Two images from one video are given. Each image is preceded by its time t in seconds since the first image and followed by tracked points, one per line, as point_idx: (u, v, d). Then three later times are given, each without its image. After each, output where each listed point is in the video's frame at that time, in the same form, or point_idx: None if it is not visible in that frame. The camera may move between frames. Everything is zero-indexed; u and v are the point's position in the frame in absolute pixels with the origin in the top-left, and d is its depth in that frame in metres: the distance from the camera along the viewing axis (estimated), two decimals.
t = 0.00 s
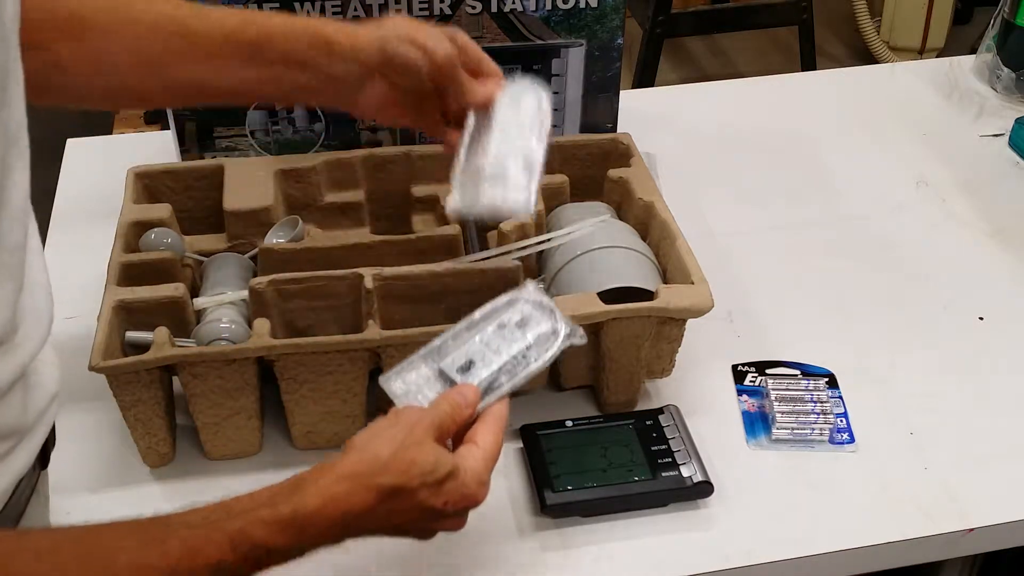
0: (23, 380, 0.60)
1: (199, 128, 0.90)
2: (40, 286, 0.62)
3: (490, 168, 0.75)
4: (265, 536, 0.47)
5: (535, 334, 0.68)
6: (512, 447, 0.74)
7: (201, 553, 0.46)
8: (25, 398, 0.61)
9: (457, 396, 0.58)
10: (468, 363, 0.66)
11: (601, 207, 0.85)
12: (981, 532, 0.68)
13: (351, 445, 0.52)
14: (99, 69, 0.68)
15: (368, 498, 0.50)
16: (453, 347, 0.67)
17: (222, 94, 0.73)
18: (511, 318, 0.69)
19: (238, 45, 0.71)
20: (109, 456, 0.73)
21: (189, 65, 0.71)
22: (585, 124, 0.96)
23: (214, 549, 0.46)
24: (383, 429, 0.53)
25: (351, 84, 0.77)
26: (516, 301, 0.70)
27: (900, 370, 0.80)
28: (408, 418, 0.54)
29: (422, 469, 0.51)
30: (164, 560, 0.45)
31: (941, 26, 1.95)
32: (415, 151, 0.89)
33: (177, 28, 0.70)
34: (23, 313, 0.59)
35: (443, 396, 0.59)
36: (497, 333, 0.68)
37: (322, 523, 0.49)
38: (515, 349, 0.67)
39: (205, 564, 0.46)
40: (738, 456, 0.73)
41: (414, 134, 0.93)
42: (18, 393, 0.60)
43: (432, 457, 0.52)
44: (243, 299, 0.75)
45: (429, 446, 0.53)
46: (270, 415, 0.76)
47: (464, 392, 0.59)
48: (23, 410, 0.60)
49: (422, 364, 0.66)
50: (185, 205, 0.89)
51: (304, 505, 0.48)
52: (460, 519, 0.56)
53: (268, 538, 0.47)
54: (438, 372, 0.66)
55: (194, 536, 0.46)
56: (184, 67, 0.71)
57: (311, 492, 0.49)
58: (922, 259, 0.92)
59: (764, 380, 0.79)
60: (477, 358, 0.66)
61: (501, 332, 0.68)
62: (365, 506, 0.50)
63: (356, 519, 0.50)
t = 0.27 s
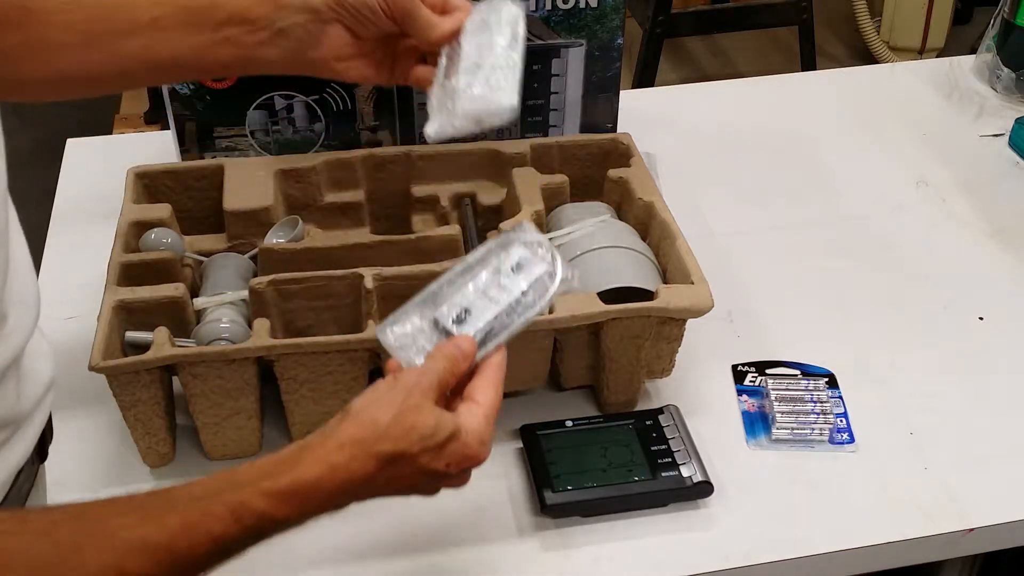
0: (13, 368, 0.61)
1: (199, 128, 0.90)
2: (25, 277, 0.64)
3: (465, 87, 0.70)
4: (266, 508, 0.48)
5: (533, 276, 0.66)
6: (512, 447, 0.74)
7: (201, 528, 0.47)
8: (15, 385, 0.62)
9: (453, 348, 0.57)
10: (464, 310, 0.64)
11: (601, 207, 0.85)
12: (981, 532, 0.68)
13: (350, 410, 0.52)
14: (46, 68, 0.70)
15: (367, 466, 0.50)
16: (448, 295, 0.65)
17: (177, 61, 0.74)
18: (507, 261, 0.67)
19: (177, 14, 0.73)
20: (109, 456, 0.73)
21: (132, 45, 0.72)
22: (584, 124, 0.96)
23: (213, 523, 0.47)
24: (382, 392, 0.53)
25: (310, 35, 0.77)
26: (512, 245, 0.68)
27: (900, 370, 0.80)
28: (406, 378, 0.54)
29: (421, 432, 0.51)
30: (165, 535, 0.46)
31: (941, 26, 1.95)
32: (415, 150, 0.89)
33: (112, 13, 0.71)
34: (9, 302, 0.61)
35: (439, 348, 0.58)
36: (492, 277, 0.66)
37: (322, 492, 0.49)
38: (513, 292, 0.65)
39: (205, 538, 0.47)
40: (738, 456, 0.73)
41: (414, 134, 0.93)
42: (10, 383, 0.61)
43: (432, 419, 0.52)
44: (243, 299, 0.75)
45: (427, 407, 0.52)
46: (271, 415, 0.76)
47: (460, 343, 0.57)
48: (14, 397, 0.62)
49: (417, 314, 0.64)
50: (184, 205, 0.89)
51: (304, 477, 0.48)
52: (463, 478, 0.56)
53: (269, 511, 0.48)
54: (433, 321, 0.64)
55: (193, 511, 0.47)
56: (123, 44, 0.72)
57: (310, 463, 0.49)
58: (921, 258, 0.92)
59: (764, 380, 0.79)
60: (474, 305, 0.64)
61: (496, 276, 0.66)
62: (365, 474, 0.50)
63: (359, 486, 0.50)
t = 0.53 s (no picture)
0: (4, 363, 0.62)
1: (199, 128, 0.90)
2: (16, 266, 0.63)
3: (452, 70, 0.70)
4: (258, 496, 0.48)
5: (523, 253, 0.67)
6: (512, 447, 0.74)
7: (193, 517, 0.47)
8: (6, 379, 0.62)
9: (447, 331, 0.57)
10: (457, 292, 0.65)
11: (601, 207, 0.85)
12: (981, 532, 0.68)
13: (344, 396, 0.52)
14: (31, 62, 0.70)
15: (361, 452, 0.50)
16: (440, 277, 0.66)
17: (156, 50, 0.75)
18: (497, 240, 0.68)
19: (159, 6, 0.74)
20: (109, 456, 0.73)
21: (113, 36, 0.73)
22: (584, 124, 0.96)
23: (205, 512, 0.47)
24: (376, 376, 0.53)
25: (294, 21, 0.78)
26: (501, 225, 0.69)
27: (900, 370, 0.80)
28: (400, 361, 0.54)
29: (415, 419, 0.51)
30: (156, 527, 0.46)
31: (941, 26, 1.95)
32: (415, 150, 0.89)
33: (96, 9, 0.72)
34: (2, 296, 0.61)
35: (433, 330, 0.58)
36: (484, 259, 0.67)
37: (315, 479, 0.49)
38: (504, 268, 0.66)
39: (197, 528, 0.47)
40: (738, 456, 0.73)
41: (414, 134, 0.93)
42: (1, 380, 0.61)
43: (425, 405, 0.52)
44: (243, 299, 0.75)
45: (421, 394, 0.52)
46: (271, 415, 0.76)
47: (455, 326, 0.57)
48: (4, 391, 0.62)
49: (408, 297, 0.65)
50: (184, 205, 0.89)
51: (296, 465, 0.49)
52: (462, 462, 0.56)
53: (262, 499, 0.48)
54: (426, 303, 0.65)
55: (184, 500, 0.47)
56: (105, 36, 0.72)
57: (303, 450, 0.49)
58: (921, 258, 0.92)
59: (764, 380, 0.79)
60: (466, 287, 0.65)
61: (487, 258, 0.67)
62: (359, 459, 0.50)
63: (353, 472, 0.50)
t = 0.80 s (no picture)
0: None
1: (199, 128, 0.90)
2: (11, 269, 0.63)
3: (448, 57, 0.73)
4: (252, 511, 0.48)
5: (527, 270, 0.66)
6: (512, 447, 0.74)
7: (187, 530, 0.47)
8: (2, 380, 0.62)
9: (451, 348, 0.57)
10: (458, 307, 0.64)
11: (601, 207, 0.85)
12: (981, 532, 0.68)
13: (342, 410, 0.52)
14: (27, 68, 0.70)
15: (358, 467, 0.50)
16: (442, 290, 0.65)
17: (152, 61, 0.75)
18: (502, 254, 0.67)
19: (159, 12, 0.74)
20: (108, 456, 0.73)
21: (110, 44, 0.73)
22: (584, 124, 0.96)
23: (198, 526, 0.47)
24: (375, 390, 0.53)
25: (294, 27, 0.77)
26: (506, 239, 0.68)
27: (900, 370, 0.80)
28: (400, 376, 0.54)
29: (413, 436, 0.51)
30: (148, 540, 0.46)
31: (941, 26, 1.95)
32: (415, 150, 0.89)
33: (96, 16, 0.72)
34: None
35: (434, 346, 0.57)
36: (487, 273, 0.66)
37: (311, 494, 0.49)
38: (508, 286, 0.65)
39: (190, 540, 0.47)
40: (738, 456, 0.73)
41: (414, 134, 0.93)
42: None
43: (424, 423, 0.52)
44: (243, 299, 0.75)
45: (421, 410, 0.52)
46: (271, 415, 0.76)
47: (457, 342, 0.57)
48: None
49: (410, 309, 0.64)
50: (184, 205, 0.89)
51: (294, 480, 0.49)
52: (459, 480, 0.56)
53: (256, 513, 0.48)
54: (427, 316, 0.64)
55: (178, 514, 0.47)
56: (106, 44, 0.73)
57: (300, 465, 0.49)
58: (921, 258, 0.92)
59: (764, 380, 0.79)
60: (468, 302, 0.64)
61: (491, 272, 0.66)
62: (355, 474, 0.50)
63: (350, 487, 0.50)
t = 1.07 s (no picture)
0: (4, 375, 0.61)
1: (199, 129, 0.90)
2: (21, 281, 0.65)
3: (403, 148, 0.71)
4: (271, 528, 0.46)
5: (534, 321, 0.69)
6: (512, 447, 0.74)
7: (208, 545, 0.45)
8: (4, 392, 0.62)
9: (466, 398, 0.59)
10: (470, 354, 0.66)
11: (601, 207, 0.85)
12: (981, 532, 0.68)
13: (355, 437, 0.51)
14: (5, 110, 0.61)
15: (375, 489, 0.49)
16: (454, 338, 0.67)
17: (142, 121, 0.65)
18: (512, 297, 0.70)
19: (130, 76, 0.63)
20: (108, 456, 0.73)
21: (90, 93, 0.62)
22: (584, 124, 0.96)
23: (219, 541, 0.45)
24: (387, 420, 0.53)
25: (262, 113, 0.69)
26: (516, 283, 0.72)
27: (900, 370, 0.80)
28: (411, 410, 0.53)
29: (428, 459, 0.51)
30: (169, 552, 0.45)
31: (941, 26, 1.95)
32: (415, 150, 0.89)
33: (75, 62, 0.61)
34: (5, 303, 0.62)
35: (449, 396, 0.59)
36: (497, 322, 0.69)
37: (329, 516, 0.48)
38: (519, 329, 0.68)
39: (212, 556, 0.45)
40: (738, 456, 0.73)
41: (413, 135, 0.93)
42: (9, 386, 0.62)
43: (437, 448, 0.51)
44: (243, 299, 0.75)
45: (433, 437, 0.52)
46: (271, 414, 0.76)
47: (473, 393, 0.59)
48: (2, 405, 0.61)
49: (423, 357, 0.67)
50: (184, 204, 0.89)
51: (312, 498, 0.47)
52: (469, 513, 0.55)
53: (275, 531, 0.46)
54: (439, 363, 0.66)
55: (199, 528, 0.46)
56: (76, 97, 0.62)
57: (318, 485, 0.48)
58: (921, 258, 0.92)
59: (764, 380, 0.79)
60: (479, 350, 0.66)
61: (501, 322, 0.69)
62: (372, 497, 0.49)
63: (366, 512, 0.49)
